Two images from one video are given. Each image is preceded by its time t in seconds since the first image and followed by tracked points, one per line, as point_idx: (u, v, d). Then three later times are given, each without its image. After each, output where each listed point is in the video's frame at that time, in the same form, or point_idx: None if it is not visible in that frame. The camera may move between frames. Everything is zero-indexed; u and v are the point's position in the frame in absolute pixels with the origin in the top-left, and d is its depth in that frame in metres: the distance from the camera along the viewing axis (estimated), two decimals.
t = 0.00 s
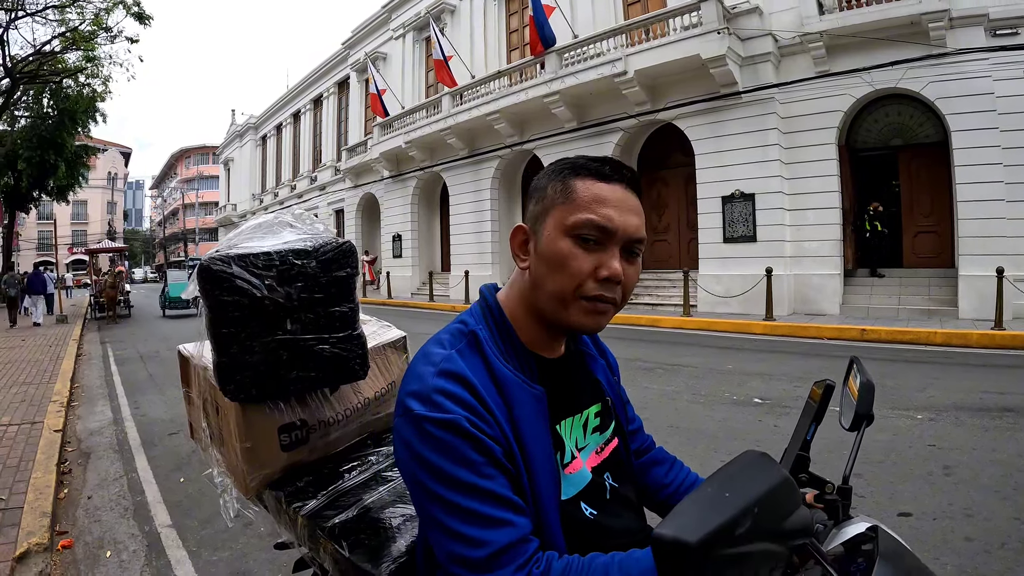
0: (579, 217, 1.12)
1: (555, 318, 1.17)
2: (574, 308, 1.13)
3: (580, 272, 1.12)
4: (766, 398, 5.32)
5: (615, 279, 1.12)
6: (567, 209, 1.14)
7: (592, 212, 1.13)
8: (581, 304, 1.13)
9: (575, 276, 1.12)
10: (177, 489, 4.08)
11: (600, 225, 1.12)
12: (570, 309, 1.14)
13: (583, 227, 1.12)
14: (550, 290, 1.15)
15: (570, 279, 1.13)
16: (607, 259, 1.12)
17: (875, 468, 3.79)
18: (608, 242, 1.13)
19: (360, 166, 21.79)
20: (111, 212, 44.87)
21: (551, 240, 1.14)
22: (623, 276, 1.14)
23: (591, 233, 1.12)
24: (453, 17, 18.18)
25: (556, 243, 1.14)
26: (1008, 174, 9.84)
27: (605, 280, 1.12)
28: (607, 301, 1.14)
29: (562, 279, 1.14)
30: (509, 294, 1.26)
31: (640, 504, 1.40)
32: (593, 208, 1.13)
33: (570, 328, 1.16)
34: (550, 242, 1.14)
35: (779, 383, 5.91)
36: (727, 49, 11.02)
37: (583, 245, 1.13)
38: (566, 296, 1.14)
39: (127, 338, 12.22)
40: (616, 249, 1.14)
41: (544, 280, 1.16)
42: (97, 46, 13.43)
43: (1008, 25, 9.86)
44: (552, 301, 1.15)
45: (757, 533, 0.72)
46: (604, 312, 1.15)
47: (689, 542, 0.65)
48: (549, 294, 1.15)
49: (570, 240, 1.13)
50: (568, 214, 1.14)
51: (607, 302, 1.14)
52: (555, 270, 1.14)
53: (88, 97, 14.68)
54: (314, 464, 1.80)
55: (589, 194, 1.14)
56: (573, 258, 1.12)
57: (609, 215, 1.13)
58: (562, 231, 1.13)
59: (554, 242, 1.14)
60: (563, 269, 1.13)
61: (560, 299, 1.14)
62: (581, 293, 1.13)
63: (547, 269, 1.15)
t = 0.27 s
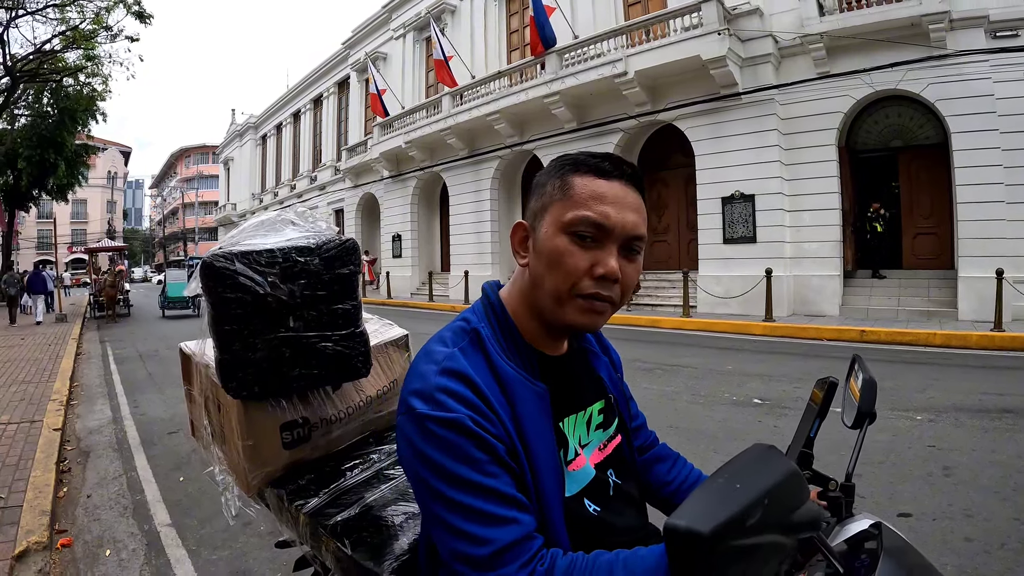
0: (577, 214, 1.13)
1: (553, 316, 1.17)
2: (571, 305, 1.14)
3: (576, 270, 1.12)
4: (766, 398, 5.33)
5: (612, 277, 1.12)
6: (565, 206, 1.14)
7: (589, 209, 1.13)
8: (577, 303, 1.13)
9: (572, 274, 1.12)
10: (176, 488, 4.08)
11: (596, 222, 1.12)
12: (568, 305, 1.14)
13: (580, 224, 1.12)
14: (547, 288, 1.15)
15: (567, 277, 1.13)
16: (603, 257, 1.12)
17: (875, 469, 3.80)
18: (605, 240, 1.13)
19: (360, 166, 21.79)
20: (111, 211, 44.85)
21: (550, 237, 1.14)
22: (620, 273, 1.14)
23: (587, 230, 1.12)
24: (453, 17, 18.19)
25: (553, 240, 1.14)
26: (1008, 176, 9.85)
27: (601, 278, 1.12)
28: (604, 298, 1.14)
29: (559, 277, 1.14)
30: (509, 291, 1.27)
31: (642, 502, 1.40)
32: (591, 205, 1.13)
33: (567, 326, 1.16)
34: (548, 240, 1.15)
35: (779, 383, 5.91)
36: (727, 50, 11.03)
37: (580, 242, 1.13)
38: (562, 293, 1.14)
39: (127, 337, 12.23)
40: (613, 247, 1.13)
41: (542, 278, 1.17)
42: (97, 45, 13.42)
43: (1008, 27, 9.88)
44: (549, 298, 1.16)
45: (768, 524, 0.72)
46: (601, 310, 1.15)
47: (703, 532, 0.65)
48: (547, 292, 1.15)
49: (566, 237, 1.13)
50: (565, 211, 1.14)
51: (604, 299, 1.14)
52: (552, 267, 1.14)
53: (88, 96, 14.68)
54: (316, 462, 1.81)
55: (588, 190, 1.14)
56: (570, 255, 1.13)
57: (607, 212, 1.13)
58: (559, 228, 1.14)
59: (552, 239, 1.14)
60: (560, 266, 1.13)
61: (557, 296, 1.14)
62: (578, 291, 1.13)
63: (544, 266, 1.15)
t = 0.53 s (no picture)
0: (568, 211, 1.13)
1: (546, 312, 1.18)
2: (564, 302, 1.14)
3: (568, 266, 1.13)
4: (765, 399, 5.34)
5: (604, 273, 1.13)
6: (556, 204, 1.16)
7: (581, 206, 1.13)
8: (569, 300, 1.14)
9: (564, 271, 1.13)
10: (176, 487, 4.09)
11: (588, 219, 1.13)
12: (561, 302, 1.14)
13: (571, 220, 1.13)
14: (540, 285, 1.16)
15: (559, 274, 1.14)
16: (595, 254, 1.13)
17: (874, 469, 3.81)
18: (596, 236, 1.13)
19: (359, 166, 21.79)
20: (110, 210, 44.81)
21: (541, 234, 1.15)
22: (612, 269, 1.15)
23: (578, 227, 1.13)
24: (454, 18, 18.20)
25: (545, 237, 1.15)
26: (1007, 177, 9.87)
27: (593, 275, 1.13)
28: (597, 295, 1.15)
29: (552, 274, 1.15)
30: (504, 289, 1.28)
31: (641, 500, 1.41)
32: (583, 202, 1.13)
33: (560, 323, 1.17)
34: (540, 237, 1.16)
35: (778, 384, 5.92)
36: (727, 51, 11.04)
37: (572, 238, 1.13)
38: (555, 290, 1.15)
39: (126, 336, 12.22)
40: (605, 244, 1.14)
41: (535, 275, 1.18)
42: (97, 44, 13.40)
43: (1008, 29, 9.90)
44: (542, 296, 1.16)
45: (767, 513, 0.73)
46: (593, 306, 1.15)
47: (705, 520, 0.66)
48: (540, 290, 1.16)
49: (558, 234, 1.14)
50: (557, 208, 1.15)
51: (597, 296, 1.15)
52: (545, 264, 1.15)
53: (88, 95, 14.66)
54: (317, 459, 1.81)
55: (580, 187, 1.15)
56: (562, 252, 1.13)
57: (597, 208, 1.14)
58: (551, 225, 1.15)
59: (543, 236, 1.15)
60: (552, 263, 1.14)
61: (550, 293, 1.15)
62: (570, 287, 1.14)
63: (537, 264, 1.16)
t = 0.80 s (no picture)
0: (556, 214, 1.14)
1: (537, 315, 1.18)
2: (553, 305, 1.15)
3: (557, 268, 1.14)
4: (763, 400, 5.34)
5: (593, 274, 1.13)
6: (545, 207, 1.16)
7: (569, 208, 1.14)
8: (559, 302, 1.15)
9: (553, 273, 1.14)
10: (173, 487, 4.08)
11: (576, 221, 1.13)
12: (550, 304, 1.15)
13: (559, 223, 1.14)
14: (530, 289, 1.17)
15: (548, 276, 1.14)
16: (584, 255, 1.13)
17: (871, 471, 3.82)
18: (585, 238, 1.14)
19: (358, 167, 21.79)
20: (109, 210, 44.81)
21: (530, 237, 1.16)
22: (602, 271, 1.15)
23: (567, 229, 1.14)
24: (453, 18, 18.21)
25: (534, 240, 1.15)
26: (1005, 179, 9.89)
27: (582, 277, 1.13)
28: (586, 297, 1.15)
29: (541, 277, 1.16)
30: (496, 292, 1.28)
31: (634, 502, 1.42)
32: (571, 204, 1.14)
33: (551, 325, 1.17)
34: (529, 240, 1.16)
35: (777, 386, 5.93)
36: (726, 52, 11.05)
37: (560, 240, 1.14)
38: (545, 293, 1.15)
39: (125, 336, 12.21)
40: (594, 246, 1.14)
41: (524, 279, 1.18)
42: (97, 44, 13.38)
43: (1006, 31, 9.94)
44: (532, 299, 1.17)
45: (750, 518, 0.74)
46: (584, 308, 1.16)
47: (684, 526, 0.67)
48: (530, 292, 1.17)
49: (547, 237, 1.14)
50: (545, 210, 1.16)
51: (586, 298, 1.15)
52: (533, 267, 1.16)
53: (87, 95, 14.64)
54: (312, 460, 1.82)
55: (567, 189, 1.15)
56: (551, 254, 1.14)
57: (585, 210, 1.14)
58: (539, 228, 1.15)
59: (532, 239, 1.16)
60: (542, 266, 1.15)
61: (539, 296, 1.16)
62: (560, 290, 1.14)
63: (526, 267, 1.17)
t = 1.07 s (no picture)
0: (553, 215, 1.14)
1: (533, 316, 1.18)
2: (550, 306, 1.15)
3: (554, 270, 1.14)
4: (761, 402, 5.35)
5: (590, 276, 1.13)
6: (541, 208, 1.16)
7: (566, 209, 1.14)
8: (555, 303, 1.15)
9: (550, 274, 1.14)
10: (171, 488, 4.08)
11: (573, 222, 1.13)
12: (546, 305, 1.15)
13: (556, 223, 1.14)
14: (526, 290, 1.17)
15: (545, 277, 1.14)
16: (580, 257, 1.13)
17: (869, 472, 3.82)
18: (582, 239, 1.14)
19: (357, 168, 21.80)
20: (107, 210, 44.81)
21: (527, 238, 1.16)
22: (598, 272, 1.15)
23: (564, 230, 1.14)
24: (452, 19, 18.23)
25: (531, 242, 1.15)
26: (1004, 181, 9.90)
27: (579, 278, 1.13)
28: (583, 299, 1.15)
29: (538, 278, 1.16)
30: (493, 293, 1.28)
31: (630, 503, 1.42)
32: (567, 205, 1.14)
33: (547, 326, 1.18)
34: (526, 241, 1.16)
35: (775, 387, 5.93)
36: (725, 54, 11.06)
37: (557, 241, 1.14)
38: (542, 294, 1.15)
39: (123, 337, 12.20)
40: (590, 247, 1.15)
41: (521, 280, 1.19)
42: (96, 44, 13.38)
43: (1005, 33, 9.98)
44: (528, 300, 1.17)
45: (740, 520, 0.74)
46: (580, 310, 1.16)
47: (671, 528, 0.67)
48: (526, 293, 1.17)
49: (544, 238, 1.14)
50: (542, 212, 1.16)
51: (583, 299, 1.15)
52: (530, 268, 1.16)
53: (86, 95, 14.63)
54: (308, 461, 1.82)
55: (564, 190, 1.16)
56: (547, 255, 1.14)
57: (582, 211, 1.14)
58: (536, 228, 1.15)
59: (529, 240, 1.16)
60: (539, 267, 1.15)
61: (536, 298, 1.16)
62: (557, 291, 1.14)
63: (523, 268, 1.17)
